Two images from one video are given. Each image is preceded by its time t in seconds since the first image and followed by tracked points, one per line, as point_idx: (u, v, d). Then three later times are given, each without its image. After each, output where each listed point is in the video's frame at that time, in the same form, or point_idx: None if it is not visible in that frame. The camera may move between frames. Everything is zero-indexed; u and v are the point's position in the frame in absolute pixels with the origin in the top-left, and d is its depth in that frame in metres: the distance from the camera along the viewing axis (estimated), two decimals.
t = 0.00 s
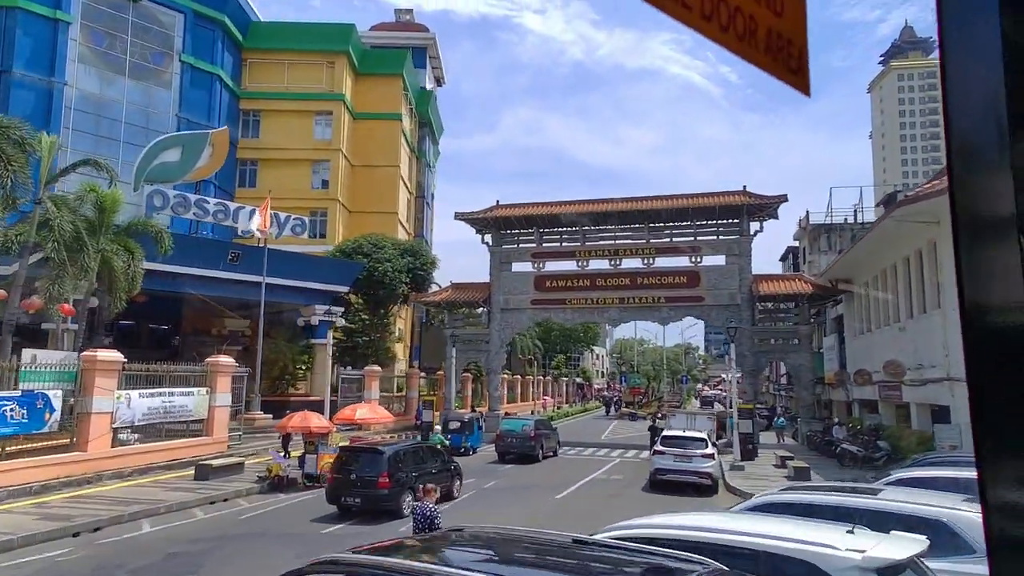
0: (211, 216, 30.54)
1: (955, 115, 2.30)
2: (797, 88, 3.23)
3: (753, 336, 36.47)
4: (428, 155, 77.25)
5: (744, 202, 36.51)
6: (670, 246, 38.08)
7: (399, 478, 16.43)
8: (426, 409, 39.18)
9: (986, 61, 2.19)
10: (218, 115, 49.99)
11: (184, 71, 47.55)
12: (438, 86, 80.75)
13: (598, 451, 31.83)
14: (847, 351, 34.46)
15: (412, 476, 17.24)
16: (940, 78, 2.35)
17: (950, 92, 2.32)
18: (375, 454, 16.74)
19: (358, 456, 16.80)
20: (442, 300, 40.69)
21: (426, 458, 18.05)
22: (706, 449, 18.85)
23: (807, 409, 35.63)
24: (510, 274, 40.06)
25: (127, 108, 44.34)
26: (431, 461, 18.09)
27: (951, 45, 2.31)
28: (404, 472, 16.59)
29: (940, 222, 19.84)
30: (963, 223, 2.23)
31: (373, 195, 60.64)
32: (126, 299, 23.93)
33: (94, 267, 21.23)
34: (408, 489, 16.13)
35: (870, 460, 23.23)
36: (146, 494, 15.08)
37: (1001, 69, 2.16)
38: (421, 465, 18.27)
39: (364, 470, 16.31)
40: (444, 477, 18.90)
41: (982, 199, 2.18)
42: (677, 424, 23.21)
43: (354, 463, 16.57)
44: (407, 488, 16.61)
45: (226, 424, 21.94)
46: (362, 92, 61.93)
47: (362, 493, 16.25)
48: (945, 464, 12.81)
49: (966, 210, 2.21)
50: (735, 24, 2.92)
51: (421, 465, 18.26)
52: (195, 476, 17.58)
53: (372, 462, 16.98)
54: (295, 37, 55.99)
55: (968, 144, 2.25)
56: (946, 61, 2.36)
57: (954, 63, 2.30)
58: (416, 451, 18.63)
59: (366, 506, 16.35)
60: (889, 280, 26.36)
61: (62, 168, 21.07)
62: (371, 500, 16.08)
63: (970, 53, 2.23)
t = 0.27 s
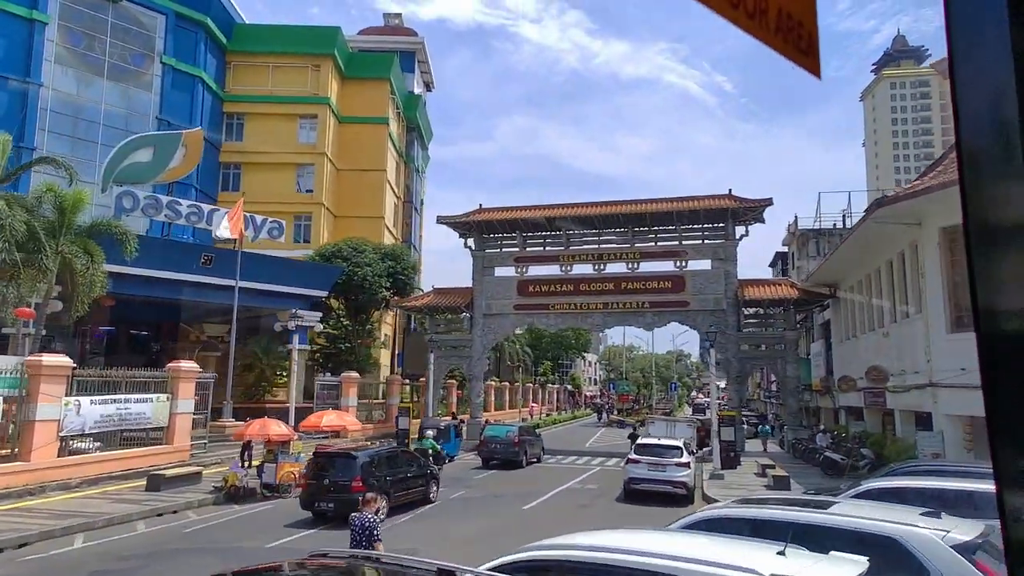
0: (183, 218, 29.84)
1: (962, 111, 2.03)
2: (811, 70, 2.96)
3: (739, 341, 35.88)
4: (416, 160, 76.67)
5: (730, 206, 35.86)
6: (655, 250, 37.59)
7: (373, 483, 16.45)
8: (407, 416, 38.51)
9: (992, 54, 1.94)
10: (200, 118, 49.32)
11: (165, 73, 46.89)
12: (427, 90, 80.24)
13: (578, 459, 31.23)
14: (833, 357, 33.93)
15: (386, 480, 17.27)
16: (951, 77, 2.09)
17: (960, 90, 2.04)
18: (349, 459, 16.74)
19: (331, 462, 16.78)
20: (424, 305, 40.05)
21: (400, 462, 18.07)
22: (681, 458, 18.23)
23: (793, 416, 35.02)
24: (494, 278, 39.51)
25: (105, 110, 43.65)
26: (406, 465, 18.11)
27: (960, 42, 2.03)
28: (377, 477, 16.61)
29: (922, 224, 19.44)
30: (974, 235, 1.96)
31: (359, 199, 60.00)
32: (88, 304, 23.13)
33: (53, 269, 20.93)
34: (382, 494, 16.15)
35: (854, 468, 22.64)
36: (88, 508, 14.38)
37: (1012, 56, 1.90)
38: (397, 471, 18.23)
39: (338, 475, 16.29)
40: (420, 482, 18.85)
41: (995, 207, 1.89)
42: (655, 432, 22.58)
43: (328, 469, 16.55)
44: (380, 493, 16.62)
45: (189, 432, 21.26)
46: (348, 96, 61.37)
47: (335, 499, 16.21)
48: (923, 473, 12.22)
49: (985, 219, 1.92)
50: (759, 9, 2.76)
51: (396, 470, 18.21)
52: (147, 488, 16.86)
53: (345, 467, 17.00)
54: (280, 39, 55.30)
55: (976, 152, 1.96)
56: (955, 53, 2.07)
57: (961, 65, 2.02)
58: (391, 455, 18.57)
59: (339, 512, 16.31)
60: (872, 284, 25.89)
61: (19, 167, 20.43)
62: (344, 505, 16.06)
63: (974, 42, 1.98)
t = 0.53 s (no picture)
0: (155, 217, 29.33)
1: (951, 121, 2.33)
2: (801, 93, 3.21)
3: (724, 344, 35.35)
4: (406, 162, 76.00)
5: (715, 207, 35.28)
6: (640, 251, 37.05)
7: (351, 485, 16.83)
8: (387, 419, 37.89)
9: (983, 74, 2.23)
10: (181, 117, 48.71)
11: (146, 71, 46.25)
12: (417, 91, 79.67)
13: (558, 464, 30.56)
14: (819, 360, 33.34)
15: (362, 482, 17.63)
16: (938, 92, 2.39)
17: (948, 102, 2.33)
18: (326, 462, 17.09)
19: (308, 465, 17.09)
20: (406, 307, 39.35)
21: (376, 465, 18.45)
22: (654, 463, 17.66)
23: (779, 419, 34.45)
24: (476, 279, 38.93)
25: (84, 109, 43.01)
26: (383, 467, 18.49)
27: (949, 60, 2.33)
28: (354, 479, 17.00)
29: (903, 223, 19.01)
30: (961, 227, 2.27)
31: (345, 200, 59.36)
32: (50, 305, 22.46)
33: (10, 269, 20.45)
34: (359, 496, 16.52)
35: (837, 473, 22.10)
36: (28, 516, 13.78)
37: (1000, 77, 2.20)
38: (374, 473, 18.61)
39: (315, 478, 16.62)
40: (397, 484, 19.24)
41: (987, 211, 2.19)
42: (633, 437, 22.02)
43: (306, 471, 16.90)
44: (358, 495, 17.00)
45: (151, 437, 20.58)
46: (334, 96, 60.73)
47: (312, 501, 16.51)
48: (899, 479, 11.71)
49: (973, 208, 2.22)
50: (750, 33, 3.00)
51: (374, 472, 18.57)
52: (98, 495, 16.22)
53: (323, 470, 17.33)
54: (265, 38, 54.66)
55: (972, 159, 2.25)
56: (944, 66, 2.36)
57: (950, 75, 2.33)
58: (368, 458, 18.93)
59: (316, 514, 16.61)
60: (858, 284, 25.30)
61: None
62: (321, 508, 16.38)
63: (966, 61, 2.27)
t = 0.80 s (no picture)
0: (127, 215, 28.74)
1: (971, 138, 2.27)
2: (821, 73, 3.29)
3: (711, 345, 34.80)
4: (395, 161, 75.35)
5: (701, 206, 34.72)
6: (625, 251, 36.48)
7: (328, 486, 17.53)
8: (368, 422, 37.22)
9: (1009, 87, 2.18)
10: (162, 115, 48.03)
11: (125, 67, 45.58)
12: (406, 90, 79.08)
13: (538, 468, 29.92)
14: (807, 361, 32.82)
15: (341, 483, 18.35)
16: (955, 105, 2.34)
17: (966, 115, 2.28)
18: (305, 463, 17.92)
19: (289, 466, 17.77)
20: (388, 307, 38.71)
21: (357, 465, 19.09)
22: (628, 467, 17.06)
23: (766, 422, 33.87)
24: (460, 279, 38.35)
25: (62, 106, 42.22)
26: (364, 468, 19.12)
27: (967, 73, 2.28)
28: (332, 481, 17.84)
29: (886, 218, 18.55)
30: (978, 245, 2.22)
31: (332, 200, 58.69)
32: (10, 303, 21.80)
33: None
34: (337, 496, 17.17)
35: (820, 477, 21.53)
36: None
37: None
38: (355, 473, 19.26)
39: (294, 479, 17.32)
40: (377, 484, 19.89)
41: (1001, 222, 2.14)
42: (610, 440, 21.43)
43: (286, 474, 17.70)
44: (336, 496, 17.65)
45: (112, 440, 19.94)
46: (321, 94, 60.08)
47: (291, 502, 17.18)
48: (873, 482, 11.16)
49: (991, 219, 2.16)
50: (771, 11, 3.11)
51: (355, 472, 19.26)
52: (46, 501, 15.57)
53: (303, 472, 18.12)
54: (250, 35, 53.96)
55: (991, 174, 2.19)
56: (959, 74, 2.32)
57: (970, 90, 2.26)
58: (350, 458, 19.61)
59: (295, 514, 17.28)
60: (843, 283, 24.79)
61: None
62: (300, 508, 17.02)
63: (980, 69, 2.23)
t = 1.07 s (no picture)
0: (98, 210, 28.05)
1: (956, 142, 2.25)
2: (805, 77, 3.30)
3: (697, 346, 34.24)
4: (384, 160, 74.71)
5: (687, 203, 34.18)
6: (611, 249, 35.92)
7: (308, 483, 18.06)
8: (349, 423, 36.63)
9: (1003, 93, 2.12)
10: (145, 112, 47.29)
11: (106, 63, 44.87)
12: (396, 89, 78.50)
13: (518, 470, 29.29)
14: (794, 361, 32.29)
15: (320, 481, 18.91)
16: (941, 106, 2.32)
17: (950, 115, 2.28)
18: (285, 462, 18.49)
19: (271, 465, 18.47)
20: (369, 306, 38.06)
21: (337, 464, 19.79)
22: (600, 470, 16.46)
23: (752, 423, 33.26)
24: (443, 279, 37.78)
25: (39, 100, 41.38)
26: (342, 467, 19.82)
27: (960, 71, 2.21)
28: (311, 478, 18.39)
29: (868, 214, 18.05)
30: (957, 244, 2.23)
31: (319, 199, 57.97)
32: None
33: None
34: (315, 494, 17.87)
35: (802, 479, 20.97)
36: None
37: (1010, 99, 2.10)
38: (335, 472, 19.95)
39: (275, 478, 18.03)
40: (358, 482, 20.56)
41: (1001, 225, 2.08)
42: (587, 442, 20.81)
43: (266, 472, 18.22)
44: (315, 493, 18.38)
45: (70, 442, 19.26)
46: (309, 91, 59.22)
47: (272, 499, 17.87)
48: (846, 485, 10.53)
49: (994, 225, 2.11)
50: (753, 13, 3.07)
51: (334, 471, 19.96)
52: None
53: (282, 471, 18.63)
54: (235, 31, 53.23)
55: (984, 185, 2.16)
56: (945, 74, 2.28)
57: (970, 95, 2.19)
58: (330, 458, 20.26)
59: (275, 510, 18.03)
60: (827, 281, 24.23)
61: None
62: (280, 504, 17.76)
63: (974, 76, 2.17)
